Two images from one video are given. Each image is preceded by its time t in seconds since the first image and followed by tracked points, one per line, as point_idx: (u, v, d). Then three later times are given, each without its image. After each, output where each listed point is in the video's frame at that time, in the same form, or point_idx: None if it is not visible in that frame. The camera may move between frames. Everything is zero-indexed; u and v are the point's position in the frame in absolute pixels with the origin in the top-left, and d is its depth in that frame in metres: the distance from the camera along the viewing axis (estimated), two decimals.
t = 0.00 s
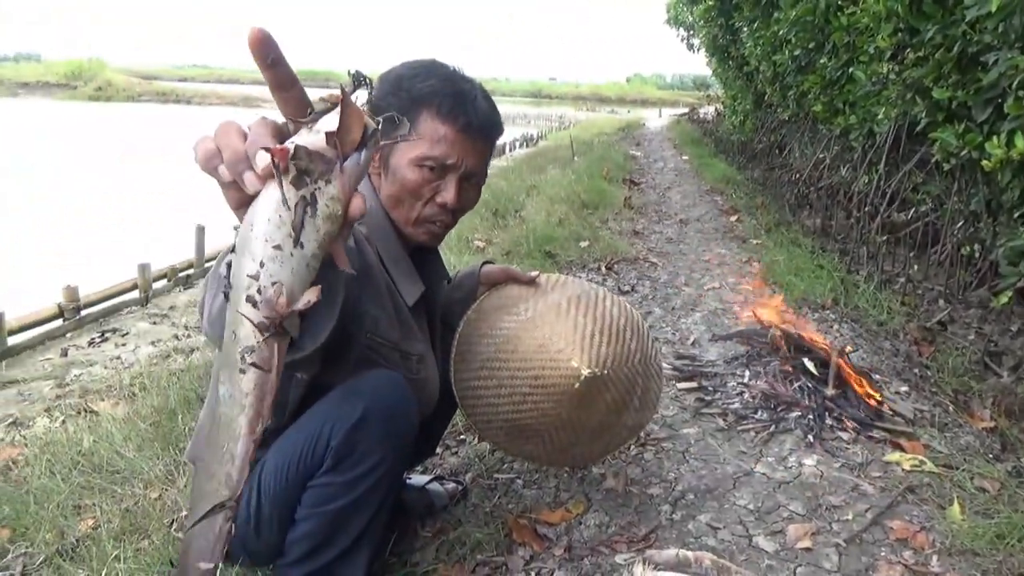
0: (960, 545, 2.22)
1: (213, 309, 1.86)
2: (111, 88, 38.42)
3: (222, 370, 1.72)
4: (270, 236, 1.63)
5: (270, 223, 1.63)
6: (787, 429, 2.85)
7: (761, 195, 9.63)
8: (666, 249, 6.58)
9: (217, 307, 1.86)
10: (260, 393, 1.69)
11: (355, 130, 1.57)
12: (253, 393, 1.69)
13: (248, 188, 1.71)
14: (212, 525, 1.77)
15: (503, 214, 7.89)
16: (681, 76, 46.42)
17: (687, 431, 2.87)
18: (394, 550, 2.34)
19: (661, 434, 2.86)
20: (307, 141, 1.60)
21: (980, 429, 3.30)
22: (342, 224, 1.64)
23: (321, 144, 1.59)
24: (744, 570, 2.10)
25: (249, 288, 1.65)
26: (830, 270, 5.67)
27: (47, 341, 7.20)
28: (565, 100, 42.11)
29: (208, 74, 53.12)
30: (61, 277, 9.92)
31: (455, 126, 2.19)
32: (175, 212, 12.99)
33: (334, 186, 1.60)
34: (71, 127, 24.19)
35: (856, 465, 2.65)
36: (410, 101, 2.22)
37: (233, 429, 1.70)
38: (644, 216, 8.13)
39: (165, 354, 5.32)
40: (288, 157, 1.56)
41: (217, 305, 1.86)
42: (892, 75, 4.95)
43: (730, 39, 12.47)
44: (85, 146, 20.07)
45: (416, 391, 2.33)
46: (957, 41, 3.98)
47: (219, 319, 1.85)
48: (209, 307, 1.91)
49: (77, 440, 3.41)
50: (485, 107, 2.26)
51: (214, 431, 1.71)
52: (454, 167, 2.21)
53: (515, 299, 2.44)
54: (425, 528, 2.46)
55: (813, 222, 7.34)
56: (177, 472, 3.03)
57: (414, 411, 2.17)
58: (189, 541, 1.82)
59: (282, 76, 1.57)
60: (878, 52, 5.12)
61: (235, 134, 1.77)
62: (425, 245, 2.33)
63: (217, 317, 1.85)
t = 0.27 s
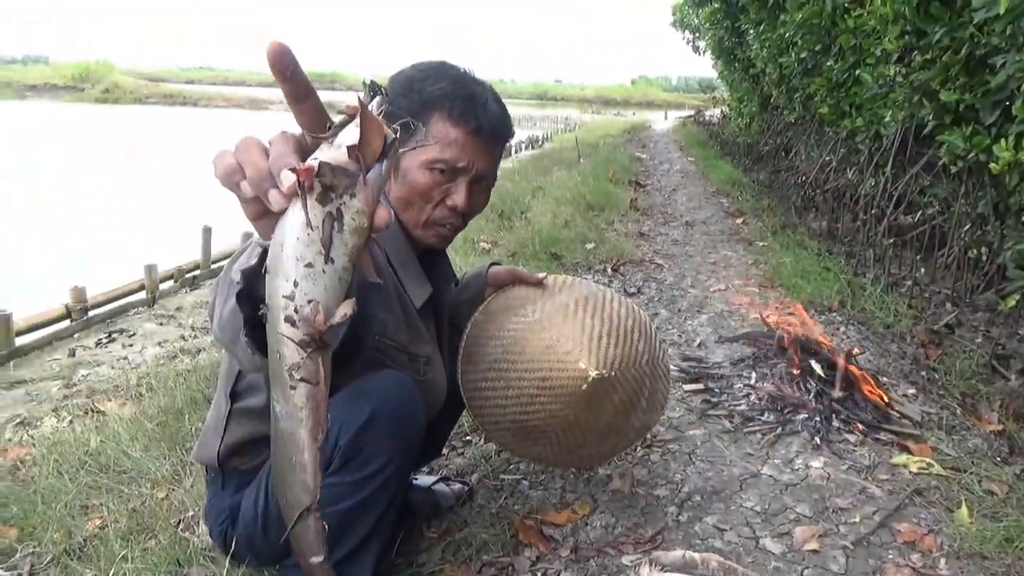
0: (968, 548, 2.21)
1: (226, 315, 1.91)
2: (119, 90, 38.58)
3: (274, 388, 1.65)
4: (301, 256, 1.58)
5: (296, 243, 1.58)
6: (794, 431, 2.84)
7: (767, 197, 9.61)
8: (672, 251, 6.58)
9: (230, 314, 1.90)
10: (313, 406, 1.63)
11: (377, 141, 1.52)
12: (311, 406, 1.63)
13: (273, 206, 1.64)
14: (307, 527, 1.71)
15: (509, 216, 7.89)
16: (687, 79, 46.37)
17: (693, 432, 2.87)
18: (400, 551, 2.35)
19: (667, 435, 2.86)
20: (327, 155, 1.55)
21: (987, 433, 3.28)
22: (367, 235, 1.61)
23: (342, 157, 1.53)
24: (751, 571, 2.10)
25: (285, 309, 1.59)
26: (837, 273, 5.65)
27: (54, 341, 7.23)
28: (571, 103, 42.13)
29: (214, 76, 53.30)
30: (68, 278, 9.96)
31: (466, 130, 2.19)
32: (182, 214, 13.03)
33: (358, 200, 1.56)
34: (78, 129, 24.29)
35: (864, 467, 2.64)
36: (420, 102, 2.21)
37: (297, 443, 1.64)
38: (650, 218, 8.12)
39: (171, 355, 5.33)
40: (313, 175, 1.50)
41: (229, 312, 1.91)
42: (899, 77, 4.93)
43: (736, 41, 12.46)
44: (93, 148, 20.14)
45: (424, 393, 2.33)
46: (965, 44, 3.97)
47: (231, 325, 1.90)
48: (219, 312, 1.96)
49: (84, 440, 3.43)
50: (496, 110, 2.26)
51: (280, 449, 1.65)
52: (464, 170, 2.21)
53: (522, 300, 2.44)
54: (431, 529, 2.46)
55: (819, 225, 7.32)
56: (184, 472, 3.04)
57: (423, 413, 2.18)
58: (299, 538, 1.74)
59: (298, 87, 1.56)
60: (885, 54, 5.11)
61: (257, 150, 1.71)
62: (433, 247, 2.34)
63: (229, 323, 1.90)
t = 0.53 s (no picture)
0: (965, 548, 2.22)
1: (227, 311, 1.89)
2: (117, 89, 38.54)
3: (271, 380, 1.64)
4: (318, 249, 1.57)
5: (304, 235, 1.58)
6: (792, 431, 2.85)
7: (766, 199, 9.62)
8: (671, 251, 6.58)
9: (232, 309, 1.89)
10: (311, 402, 1.62)
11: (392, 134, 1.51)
12: (307, 402, 1.62)
13: (290, 201, 1.65)
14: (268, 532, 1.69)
15: (508, 216, 7.89)
16: (686, 79, 46.39)
17: (691, 432, 2.87)
18: (398, 550, 2.34)
19: (665, 434, 2.86)
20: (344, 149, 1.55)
21: (985, 433, 3.29)
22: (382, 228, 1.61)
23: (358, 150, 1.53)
24: (749, 570, 2.10)
25: (300, 301, 1.58)
26: (835, 274, 5.66)
27: (52, 340, 7.21)
28: (570, 104, 42.13)
29: (213, 76, 53.32)
30: (66, 277, 9.94)
31: (466, 127, 2.19)
32: (180, 213, 13.01)
33: (374, 193, 1.56)
34: (76, 128, 24.27)
35: (862, 467, 2.65)
36: (420, 102, 2.21)
37: (286, 438, 1.63)
38: (649, 219, 8.13)
39: (170, 354, 5.32)
40: (331, 168, 1.50)
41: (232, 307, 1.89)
42: (898, 79, 4.94)
43: (735, 43, 12.48)
44: (92, 147, 20.13)
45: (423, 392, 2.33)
46: (963, 46, 3.98)
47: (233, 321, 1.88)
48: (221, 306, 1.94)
49: (82, 439, 3.42)
50: (495, 110, 2.27)
51: (266, 441, 1.64)
52: (464, 169, 2.21)
53: (521, 299, 2.44)
54: (429, 528, 2.46)
55: (818, 226, 7.33)
56: (182, 471, 3.03)
57: (422, 412, 2.17)
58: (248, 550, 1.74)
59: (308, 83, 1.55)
60: (883, 56, 5.12)
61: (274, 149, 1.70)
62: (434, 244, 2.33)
63: (231, 318, 1.89)
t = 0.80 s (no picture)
0: (960, 548, 2.22)
1: (231, 310, 1.78)
2: (112, 87, 38.43)
3: (305, 377, 1.62)
4: (355, 248, 1.55)
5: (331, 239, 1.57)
6: (787, 431, 2.85)
7: (761, 199, 9.63)
8: (666, 251, 6.58)
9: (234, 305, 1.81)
10: (348, 396, 1.62)
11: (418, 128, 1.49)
12: (344, 396, 1.62)
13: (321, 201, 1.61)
14: (317, 524, 1.65)
15: (504, 216, 7.89)
16: (681, 80, 46.46)
17: (687, 431, 2.87)
18: (394, 548, 2.34)
19: (661, 434, 2.86)
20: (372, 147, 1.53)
21: (979, 433, 3.30)
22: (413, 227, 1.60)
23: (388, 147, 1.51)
24: (744, 569, 2.10)
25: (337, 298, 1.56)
26: (830, 274, 5.67)
27: (46, 339, 7.19)
28: (565, 104, 42.13)
29: (208, 74, 53.17)
30: (60, 275, 9.91)
31: (467, 131, 2.18)
32: (175, 211, 12.98)
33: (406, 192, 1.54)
34: (71, 126, 24.19)
35: (857, 466, 2.65)
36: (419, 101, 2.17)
37: (324, 435, 1.61)
38: (644, 219, 8.13)
39: (164, 353, 5.31)
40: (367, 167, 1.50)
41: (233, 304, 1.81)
42: (893, 81, 4.96)
43: (730, 44, 12.50)
44: (86, 146, 20.06)
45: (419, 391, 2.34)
46: (958, 48, 3.99)
47: (236, 322, 1.77)
48: (220, 305, 1.84)
49: (77, 438, 3.41)
50: (494, 110, 2.27)
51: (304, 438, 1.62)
52: (464, 171, 2.21)
53: (519, 297, 2.44)
54: (426, 527, 2.46)
55: (813, 226, 7.34)
56: (177, 470, 3.03)
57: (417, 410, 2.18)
58: (299, 541, 1.72)
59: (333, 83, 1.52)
60: (878, 57, 5.13)
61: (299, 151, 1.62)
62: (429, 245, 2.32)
63: (233, 319, 1.77)
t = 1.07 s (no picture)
0: (951, 543, 2.22)
1: (258, 322, 1.70)
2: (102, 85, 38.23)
3: (433, 383, 1.36)
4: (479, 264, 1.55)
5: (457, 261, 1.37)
6: (779, 428, 2.86)
7: (753, 198, 9.65)
8: (658, 250, 6.59)
9: (268, 322, 1.69)
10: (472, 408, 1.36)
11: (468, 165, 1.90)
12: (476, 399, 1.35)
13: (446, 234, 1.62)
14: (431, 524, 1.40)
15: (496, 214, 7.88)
16: (674, 79, 46.54)
17: (679, 429, 2.87)
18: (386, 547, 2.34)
19: (654, 431, 2.86)
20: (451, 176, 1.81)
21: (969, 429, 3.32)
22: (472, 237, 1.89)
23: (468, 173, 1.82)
24: (736, 566, 2.10)
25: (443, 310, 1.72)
26: (821, 272, 5.68)
27: (35, 338, 7.15)
28: (558, 102, 42.14)
29: (199, 73, 52.95)
30: (49, 274, 9.85)
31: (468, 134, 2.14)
32: (166, 210, 12.92)
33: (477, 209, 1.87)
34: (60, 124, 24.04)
35: (848, 463, 2.66)
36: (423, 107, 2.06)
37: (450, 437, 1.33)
38: (636, 217, 8.14)
39: (155, 352, 5.28)
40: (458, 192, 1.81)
41: (266, 321, 1.69)
42: (884, 80, 4.97)
43: (723, 43, 12.52)
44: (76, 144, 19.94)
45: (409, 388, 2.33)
46: (949, 47, 4.00)
47: (266, 334, 1.70)
48: (246, 319, 1.74)
49: (66, 437, 3.39)
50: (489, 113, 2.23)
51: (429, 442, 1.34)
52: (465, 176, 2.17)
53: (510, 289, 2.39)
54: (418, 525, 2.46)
55: (805, 225, 7.35)
56: (167, 468, 3.01)
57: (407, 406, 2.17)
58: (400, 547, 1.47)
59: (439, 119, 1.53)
60: (870, 56, 5.15)
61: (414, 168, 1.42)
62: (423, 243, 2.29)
63: (264, 331, 1.70)
